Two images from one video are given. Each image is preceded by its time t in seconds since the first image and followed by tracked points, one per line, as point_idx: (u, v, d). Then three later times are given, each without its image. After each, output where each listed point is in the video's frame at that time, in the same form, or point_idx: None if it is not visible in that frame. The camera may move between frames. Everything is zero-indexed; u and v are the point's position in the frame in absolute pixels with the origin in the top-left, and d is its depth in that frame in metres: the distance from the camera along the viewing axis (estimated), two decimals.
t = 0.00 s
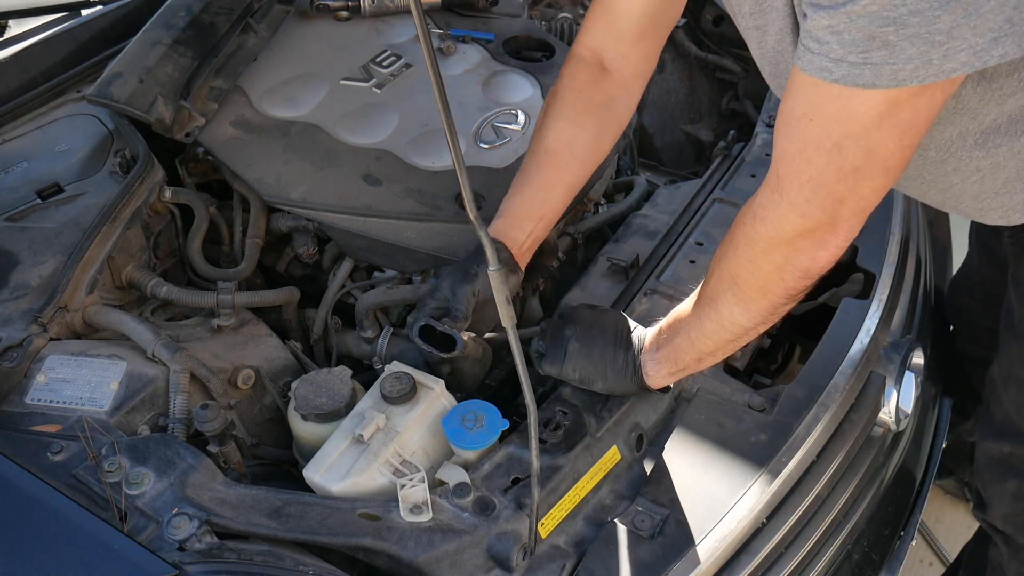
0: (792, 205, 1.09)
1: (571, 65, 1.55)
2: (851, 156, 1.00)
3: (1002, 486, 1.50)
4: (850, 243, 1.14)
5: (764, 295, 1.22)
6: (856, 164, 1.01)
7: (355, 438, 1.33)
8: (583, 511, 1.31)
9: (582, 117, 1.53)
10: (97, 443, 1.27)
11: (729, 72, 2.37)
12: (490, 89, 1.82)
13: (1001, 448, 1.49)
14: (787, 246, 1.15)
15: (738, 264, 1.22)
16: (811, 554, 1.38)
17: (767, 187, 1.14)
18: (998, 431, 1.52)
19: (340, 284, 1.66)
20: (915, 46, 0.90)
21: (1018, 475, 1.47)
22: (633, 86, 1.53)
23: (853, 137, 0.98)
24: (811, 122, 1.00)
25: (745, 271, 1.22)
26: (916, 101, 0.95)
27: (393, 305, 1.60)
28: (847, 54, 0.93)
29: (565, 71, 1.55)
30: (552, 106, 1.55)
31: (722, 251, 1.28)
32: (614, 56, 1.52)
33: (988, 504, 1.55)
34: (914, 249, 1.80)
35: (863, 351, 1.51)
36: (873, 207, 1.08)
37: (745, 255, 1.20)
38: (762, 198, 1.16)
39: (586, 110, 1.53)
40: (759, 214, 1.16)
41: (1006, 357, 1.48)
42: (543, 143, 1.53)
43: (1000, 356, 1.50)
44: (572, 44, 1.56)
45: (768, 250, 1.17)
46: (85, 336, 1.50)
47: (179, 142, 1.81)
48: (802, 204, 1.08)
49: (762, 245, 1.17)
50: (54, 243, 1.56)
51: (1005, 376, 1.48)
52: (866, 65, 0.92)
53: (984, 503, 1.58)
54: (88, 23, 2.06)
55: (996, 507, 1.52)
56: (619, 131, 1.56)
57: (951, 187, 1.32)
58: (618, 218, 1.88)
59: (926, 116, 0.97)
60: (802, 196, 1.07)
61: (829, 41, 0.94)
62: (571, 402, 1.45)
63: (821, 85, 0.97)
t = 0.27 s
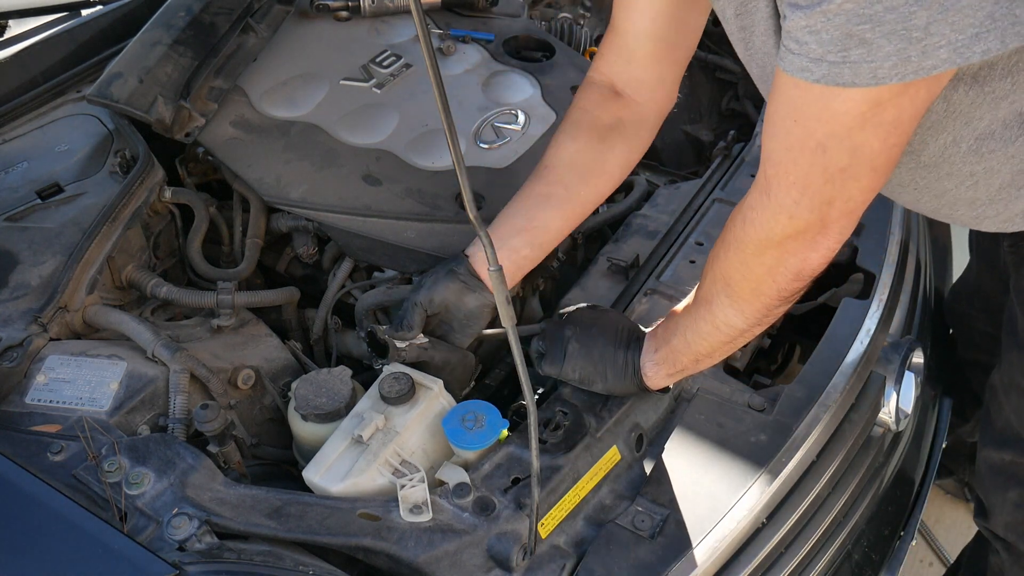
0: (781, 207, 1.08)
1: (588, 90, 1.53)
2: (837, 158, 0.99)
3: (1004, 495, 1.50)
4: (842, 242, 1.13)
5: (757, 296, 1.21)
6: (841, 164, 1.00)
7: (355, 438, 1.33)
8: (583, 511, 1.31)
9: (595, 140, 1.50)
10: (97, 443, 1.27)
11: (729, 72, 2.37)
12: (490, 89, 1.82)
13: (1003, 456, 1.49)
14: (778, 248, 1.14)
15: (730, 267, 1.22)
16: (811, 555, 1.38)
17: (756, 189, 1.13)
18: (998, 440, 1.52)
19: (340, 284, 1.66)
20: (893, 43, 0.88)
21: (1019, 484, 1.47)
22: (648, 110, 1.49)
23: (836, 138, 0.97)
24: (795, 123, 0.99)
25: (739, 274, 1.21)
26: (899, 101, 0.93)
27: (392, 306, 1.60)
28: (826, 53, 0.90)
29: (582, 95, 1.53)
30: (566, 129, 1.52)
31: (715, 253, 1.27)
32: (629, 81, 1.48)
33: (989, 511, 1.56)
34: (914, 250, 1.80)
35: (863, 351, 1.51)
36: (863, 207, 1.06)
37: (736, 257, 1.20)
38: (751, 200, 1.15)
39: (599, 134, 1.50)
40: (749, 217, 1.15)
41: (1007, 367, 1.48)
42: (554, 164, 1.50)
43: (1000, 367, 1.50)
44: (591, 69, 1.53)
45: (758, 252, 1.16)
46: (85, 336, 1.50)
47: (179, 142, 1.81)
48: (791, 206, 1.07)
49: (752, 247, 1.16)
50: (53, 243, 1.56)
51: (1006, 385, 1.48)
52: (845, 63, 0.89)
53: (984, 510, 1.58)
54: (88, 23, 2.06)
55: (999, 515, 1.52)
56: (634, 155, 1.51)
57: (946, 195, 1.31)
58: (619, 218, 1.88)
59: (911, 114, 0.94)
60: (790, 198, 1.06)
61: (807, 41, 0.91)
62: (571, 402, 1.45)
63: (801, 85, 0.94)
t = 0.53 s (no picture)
0: (785, 224, 1.09)
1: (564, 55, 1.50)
2: (846, 181, 0.99)
3: (1002, 507, 1.51)
4: (846, 261, 1.13)
5: (758, 309, 1.22)
6: (849, 189, 1.00)
7: (355, 438, 1.33)
8: (583, 511, 1.31)
9: (571, 110, 1.49)
10: (97, 443, 1.27)
11: (729, 72, 2.37)
12: (490, 89, 1.82)
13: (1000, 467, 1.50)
14: (781, 264, 1.14)
15: (732, 277, 1.22)
16: (811, 555, 1.38)
17: (760, 204, 1.14)
18: (996, 450, 1.52)
19: (340, 284, 1.66)
20: (907, 75, 0.87)
21: (1017, 498, 1.48)
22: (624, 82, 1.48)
23: (846, 162, 0.97)
24: (803, 143, 0.99)
25: (740, 284, 1.21)
26: (911, 129, 0.93)
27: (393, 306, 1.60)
28: (838, 78, 0.90)
29: (557, 60, 1.50)
30: (542, 98, 1.51)
31: (718, 262, 1.27)
32: (607, 49, 1.46)
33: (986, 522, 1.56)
34: (914, 251, 1.80)
35: (863, 351, 1.51)
36: (868, 229, 1.07)
37: (739, 270, 1.20)
38: (755, 212, 1.15)
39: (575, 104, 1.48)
40: (752, 229, 1.15)
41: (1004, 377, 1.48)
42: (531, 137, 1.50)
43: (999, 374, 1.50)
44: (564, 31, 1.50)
45: (761, 267, 1.16)
46: (85, 336, 1.50)
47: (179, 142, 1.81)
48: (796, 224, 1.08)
49: (756, 261, 1.17)
50: (53, 243, 1.56)
51: (1002, 396, 1.48)
52: (857, 91, 0.89)
53: (980, 521, 1.59)
54: (88, 22, 2.06)
55: (995, 526, 1.53)
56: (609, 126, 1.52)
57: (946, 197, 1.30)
58: (618, 218, 1.88)
59: (921, 142, 0.95)
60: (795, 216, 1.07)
61: (819, 64, 0.91)
62: (571, 402, 1.46)
63: (812, 106, 0.94)
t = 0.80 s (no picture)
0: (793, 237, 1.11)
1: (552, 48, 1.50)
2: (854, 198, 1.01)
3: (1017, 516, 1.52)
4: (853, 274, 1.16)
5: (766, 318, 1.24)
6: (858, 207, 1.02)
7: (354, 438, 1.33)
8: (583, 511, 1.31)
9: (558, 103, 1.49)
10: (97, 443, 1.27)
11: (729, 72, 2.37)
12: (490, 89, 1.82)
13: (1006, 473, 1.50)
14: (789, 274, 1.17)
15: (741, 287, 1.24)
16: (811, 555, 1.38)
17: (769, 215, 1.16)
18: (1012, 455, 1.52)
19: (340, 284, 1.66)
20: (920, 94, 0.88)
21: None
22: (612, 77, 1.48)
23: (855, 179, 0.99)
24: (812, 159, 1.01)
25: (748, 293, 1.23)
26: (921, 148, 0.94)
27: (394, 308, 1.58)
28: (849, 95, 0.92)
29: (546, 53, 1.51)
30: (529, 91, 1.51)
31: (729, 270, 1.29)
32: (596, 44, 1.46)
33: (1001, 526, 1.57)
34: (914, 252, 1.79)
35: (863, 351, 1.51)
36: (876, 244, 1.09)
37: (749, 280, 1.22)
38: (764, 223, 1.18)
39: (561, 97, 1.48)
40: (761, 240, 1.18)
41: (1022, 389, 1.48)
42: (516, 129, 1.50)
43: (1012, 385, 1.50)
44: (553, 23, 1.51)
45: (769, 277, 1.19)
46: (85, 336, 1.50)
47: (179, 142, 1.81)
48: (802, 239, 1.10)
49: (765, 271, 1.19)
50: (54, 243, 1.56)
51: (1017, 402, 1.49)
52: (868, 108, 0.91)
53: (996, 525, 1.59)
54: (88, 23, 2.06)
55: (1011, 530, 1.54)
56: (592, 121, 1.53)
57: (951, 198, 1.30)
58: (618, 218, 1.88)
59: (931, 161, 0.96)
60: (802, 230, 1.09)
61: (830, 81, 0.93)
62: (571, 402, 1.46)
63: (822, 122, 0.96)
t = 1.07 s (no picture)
0: (804, 259, 1.12)
1: (515, 38, 1.48)
2: (870, 227, 1.03)
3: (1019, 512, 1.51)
4: (862, 295, 1.17)
5: (771, 333, 1.26)
6: (873, 234, 1.03)
7: (354, 438, 1.33)
8: (584, 511, 1.31)
9: (520, 96, 1.47)
10: (97, 443, 1.27)
11: (729, 72, 2.37)
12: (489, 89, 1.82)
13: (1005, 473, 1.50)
14: (800, 294, 1.18)
15: (746, 300, 1.26)
16: (811, 555, 1.38)
17: (781, 235, 1.16)
18: (1016, 456, 1.52)
19: (340, 284, 1.66)
20: (944, 132, 0.89)
21: None
22: (573, 68, 1.47)
23: (872, 209, 1.00)
24: (831, 186, 1.02)
25: (753, 306, 1.25)
26: (940, 183, 0.95)
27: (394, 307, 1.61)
28: (872, 127, 0.92)
29: (507, 42, 1.49)
30: (488, 82, 1.49)
31: (736, 283, 1.30)
32: (562, 36, 1.45)
33: (1006, 524, 1.55)
34: (914, 253, 1.79)
35: (864, 350, 1.51)
36: (886, 270, 1.10)
37: (758, 298, 1.23)
38: (776, 240, 1.18)
39: (524, 89, 1.47)
40: (771, 258, 1.19)
41: None
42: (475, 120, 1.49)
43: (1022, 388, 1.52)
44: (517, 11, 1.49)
45: (779, 296, 1.20)
46: (85, 336, 1.50)
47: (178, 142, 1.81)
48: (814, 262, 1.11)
49: (773, 289, 1.20)
50: (54, 243, 1.56)
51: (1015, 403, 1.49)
52: (891, 142, 0.92)
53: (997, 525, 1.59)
54: (88, 23, 2.06)
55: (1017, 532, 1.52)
56: (555, 115, 1.51)
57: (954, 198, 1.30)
58: (618, 218, 1.88)
59: (948, 196, 0.97)
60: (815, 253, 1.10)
61: (852, 110, 0.93)
62: (571, 402, 1.46)
63: (844, 151, 0.97)
